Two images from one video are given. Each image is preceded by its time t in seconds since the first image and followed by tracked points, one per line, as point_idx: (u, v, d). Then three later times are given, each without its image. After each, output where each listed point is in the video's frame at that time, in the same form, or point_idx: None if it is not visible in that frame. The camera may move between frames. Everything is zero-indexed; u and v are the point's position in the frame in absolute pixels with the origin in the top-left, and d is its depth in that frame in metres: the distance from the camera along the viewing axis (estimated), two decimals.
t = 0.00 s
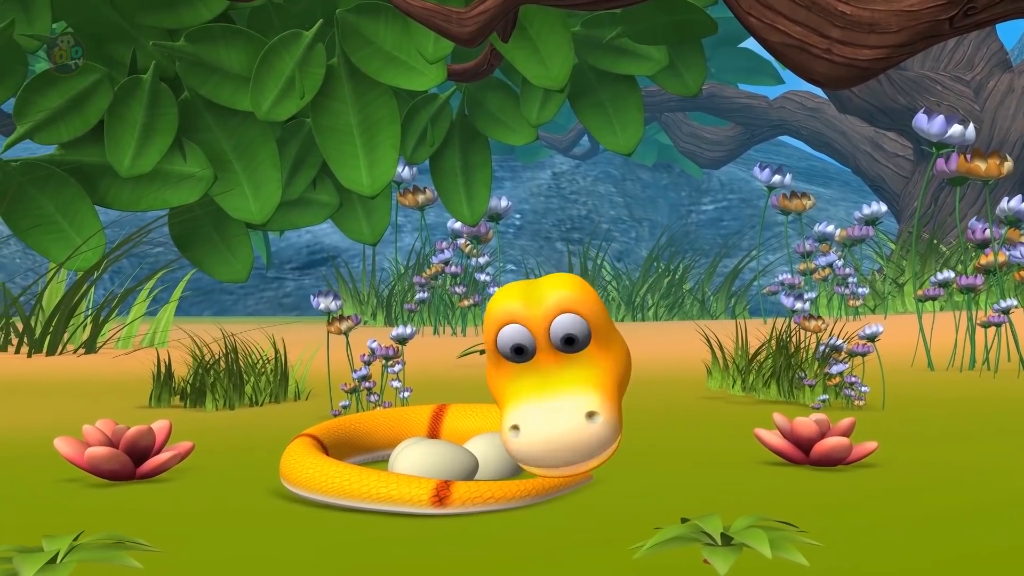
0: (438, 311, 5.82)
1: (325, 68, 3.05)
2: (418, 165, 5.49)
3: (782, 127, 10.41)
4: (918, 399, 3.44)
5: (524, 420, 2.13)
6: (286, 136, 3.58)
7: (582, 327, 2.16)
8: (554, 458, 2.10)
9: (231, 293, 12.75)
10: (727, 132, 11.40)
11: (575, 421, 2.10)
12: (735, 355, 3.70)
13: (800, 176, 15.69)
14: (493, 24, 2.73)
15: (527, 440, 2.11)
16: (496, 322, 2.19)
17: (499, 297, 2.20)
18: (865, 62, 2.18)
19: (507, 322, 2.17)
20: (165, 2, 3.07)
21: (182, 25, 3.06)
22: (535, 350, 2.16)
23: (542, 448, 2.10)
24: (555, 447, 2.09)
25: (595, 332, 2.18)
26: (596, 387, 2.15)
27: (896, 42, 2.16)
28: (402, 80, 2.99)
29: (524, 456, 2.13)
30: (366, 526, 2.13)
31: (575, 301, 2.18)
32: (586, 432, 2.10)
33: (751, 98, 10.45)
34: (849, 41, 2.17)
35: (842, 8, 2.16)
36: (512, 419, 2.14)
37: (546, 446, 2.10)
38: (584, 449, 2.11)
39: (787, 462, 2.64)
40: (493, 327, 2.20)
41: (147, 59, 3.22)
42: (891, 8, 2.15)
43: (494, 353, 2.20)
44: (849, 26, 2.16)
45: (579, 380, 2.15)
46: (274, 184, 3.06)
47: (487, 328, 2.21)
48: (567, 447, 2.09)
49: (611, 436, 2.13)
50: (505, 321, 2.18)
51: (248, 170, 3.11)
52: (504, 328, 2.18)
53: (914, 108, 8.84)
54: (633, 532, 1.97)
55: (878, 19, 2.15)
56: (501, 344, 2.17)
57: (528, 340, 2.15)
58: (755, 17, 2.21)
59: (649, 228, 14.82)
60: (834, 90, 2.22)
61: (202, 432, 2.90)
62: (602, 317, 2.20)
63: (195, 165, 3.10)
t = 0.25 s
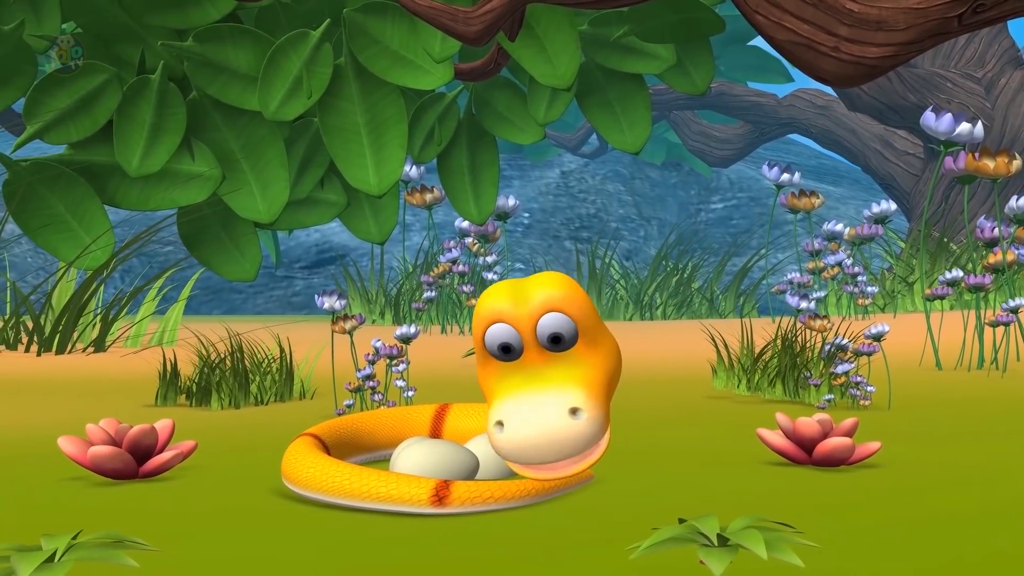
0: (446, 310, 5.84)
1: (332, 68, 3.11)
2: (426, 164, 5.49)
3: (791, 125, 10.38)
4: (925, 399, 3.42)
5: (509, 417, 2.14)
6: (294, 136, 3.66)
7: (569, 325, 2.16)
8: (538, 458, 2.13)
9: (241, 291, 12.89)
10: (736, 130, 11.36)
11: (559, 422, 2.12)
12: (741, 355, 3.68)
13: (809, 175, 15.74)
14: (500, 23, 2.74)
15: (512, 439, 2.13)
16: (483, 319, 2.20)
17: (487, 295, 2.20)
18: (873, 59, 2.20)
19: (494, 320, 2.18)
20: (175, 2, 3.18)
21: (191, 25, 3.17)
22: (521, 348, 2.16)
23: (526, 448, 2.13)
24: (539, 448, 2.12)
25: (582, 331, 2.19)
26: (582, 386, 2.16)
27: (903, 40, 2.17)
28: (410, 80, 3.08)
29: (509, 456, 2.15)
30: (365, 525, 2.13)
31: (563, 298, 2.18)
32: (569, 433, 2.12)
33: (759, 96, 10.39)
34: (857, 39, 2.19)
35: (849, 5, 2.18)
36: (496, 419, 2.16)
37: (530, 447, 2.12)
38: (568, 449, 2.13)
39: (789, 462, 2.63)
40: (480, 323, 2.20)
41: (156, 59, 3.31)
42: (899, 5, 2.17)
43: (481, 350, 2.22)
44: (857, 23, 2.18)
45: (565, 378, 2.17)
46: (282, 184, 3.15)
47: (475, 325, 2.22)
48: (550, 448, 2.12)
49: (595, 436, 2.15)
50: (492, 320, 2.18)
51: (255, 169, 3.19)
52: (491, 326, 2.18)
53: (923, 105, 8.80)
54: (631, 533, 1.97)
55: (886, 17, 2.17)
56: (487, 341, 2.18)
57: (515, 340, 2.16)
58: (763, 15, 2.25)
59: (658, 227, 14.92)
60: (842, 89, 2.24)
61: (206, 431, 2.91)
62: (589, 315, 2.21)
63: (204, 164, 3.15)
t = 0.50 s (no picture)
0: (454, 309, 5.86)
1: (340, 68, 3.17)
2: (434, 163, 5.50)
3: (801, 123, 10.35)
4: (930, 398, 3.40)
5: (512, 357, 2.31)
6: (302, 134, 3.70)
7: (577, 285, 2.40)
8: (531, 393, 2.26)
9: (251, 290, 13.06)
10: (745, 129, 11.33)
11: (557, 362, 2.29)
12: (747, 353, 3.68)
13: (819, 173, 15.74)
14: (506, 21, 2.75)
15: (510, 374, 2.29)
16: (496, 277, 2.44)
17: (500, 256, 2.46)
18: (880, 57, 2.20)
19: (505, 276, 2.42)
20: (182, 2, 3.20)
21: (199, 25, 3.20)
22: (529, 301, 2.38)
23: (523, 381, 2.27)
24: (536, 381, 2.26)
25: (587, 296, 2.42)
26: (581, 340, 2.37)
27: (912, 38, 2.17)
28: (417, 79, 3.12)
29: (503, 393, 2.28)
30: (364, 524, 2.14)
31: (571, 262, 2.43)
32: (566, 373, 2.28)
33: (769, 94, 10.32)
34: (864, 37, 2.20)
35: (856, 3, 2.18)
36: (498, 358, 2.33)
37: (527, 380, 2.27)
38: (562, 388, 2.27)
39: (792, 462, 2.62)
40: (491, 280, 2.44)
41: (164, 59, 3.41)
42: (907, 2, 2.16)
43: (489, 306, 2.43)
44: (864, 21, 2.19)
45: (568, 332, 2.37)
46: (289, 184, 3.17)
47: (487, 284, 2.45)
48: (546, 382, 2.27)
49: (589, 382, 2.31)
50: (504, 275, 2.42)
51: (263, 168, 3.22)
52: (502, 281, 2.42)
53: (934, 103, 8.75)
54: (630, 534, 1.96)
55: (893, 15, 2.17)
56: (498, 293, 2.40)
57: (523, 291, 2.39)
58: (769, 13, 2.26)
59: (666, 225, 15.01)
60: (850, 87, 2.25)
61: (211, 430, 2.93)
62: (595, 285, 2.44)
63: (212, 163, 3.17)
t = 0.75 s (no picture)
0: (462, 307, 5.88)
1: (348, 68, 3.28)
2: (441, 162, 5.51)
3: (811, 121, 10.31)
4: (936, 398, 3.39)
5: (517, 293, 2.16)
6: (309, 134, 3.82)
7: (586, 251, 2.31)
8: (536, 321, 2.10)
9: (260, 289, 13.19)
10: (754, 127, 11.31)
11: (563, 295, 2.14)
12: (752, 352, 3.67)
13: (829, 171, 15.70)
14: (512, 20, 2.75)
15: (513, 306, 2.13)
16: (503, 243, 2.34)
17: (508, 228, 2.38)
18: (888, 55, 2.22)
19: (514, 238, 2.32)
20: (191, 3, 3.28)
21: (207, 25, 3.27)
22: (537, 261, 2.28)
23: (527, 310, 2.11)
24: (540, 310, 2.10)
25: (594, 266, 2.32)
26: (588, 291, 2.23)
27: (920, 35, 2.19)
28: (426, 78, 3.20)
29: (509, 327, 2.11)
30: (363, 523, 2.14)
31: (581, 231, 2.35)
32: (573, 307, 2.13)
33: (778, 92, 10.27)
34: (872, 34, 2.22)
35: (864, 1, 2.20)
36: (501, 295, 2.18)
37: (532, 309, 2.11)
38: (568, 322, 2.11)
39: (794, 462, 2.61)
40: (500, 244, 2.34)
41: (172, 59, 3.50)
42: None
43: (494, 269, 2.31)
44: (872, 19, 2.20)
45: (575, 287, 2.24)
46: (297, 183, 3.31)
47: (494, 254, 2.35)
48: (551, 311, 2.11)
49: (596, 323, 2.15)
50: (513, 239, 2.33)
51: (271, 167, 3.35)
52: (510, 243, 2.32)
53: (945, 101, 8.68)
54: (627, 534, 1.96)
55: (902, 12, 2.19)
56: (506, 254, 2.31)
57: (532, 251, 2.29)
58: (776, 11, 2.26)
59: (675, 224, 15.04)
60: (859, 84, 2.28)
61: (215, 429, 2.94)
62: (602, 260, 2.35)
63: (220, 163, 3.32)
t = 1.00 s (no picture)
0: (470, 306, 5.89)
1: (355, 67, 3.31)
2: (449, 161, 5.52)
3: (820, 119, 10.27)
4: (941, 398, 3.37)
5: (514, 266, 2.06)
6: (317, 133, 3.85)
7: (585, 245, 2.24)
8: (535, 289, 1.98)
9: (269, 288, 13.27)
10: (764, 125, 11.28)
11: (562, 267, 2.03)
12: (758, 352, 3.66)
13: (839, 170, 15.65)
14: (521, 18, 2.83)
15: (510, 278, 2.01)
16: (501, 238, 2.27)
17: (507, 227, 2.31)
18: (896, 52, 2.33)
19: (513, 231, 2.24)
20: (199, 2, 3.29)
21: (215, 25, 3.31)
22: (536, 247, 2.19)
23: (524, 278, 1.99)
24: (538, 280, 1.99)
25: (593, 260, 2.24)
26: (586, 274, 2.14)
27: (926, 33, 2.32)
28: (432, 78, 3.22)
29: (506, 295, 2.00)
30: (363, 522, 2.15)
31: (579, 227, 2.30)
32: (572, 279, 2.02)
33: (787, 90, 10.26)
34: (880, 32, 2.33)
35: None
36: (498, 269, 2.07)
37: (529, 278, 1.99)
38: (568, 294, 2.00)
39: (797, 462, 2.60)
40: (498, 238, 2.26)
41: (180, 58, 3.53)
42: None
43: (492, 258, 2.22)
44: (880, 17, 2.32)
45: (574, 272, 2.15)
46: (304, 182, 3.31)
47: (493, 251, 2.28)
48: (550, 282, 1.99)
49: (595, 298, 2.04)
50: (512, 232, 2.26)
51: (279, 167, 3.37)
52: (509, 235, 2.24)
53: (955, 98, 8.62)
54: (625, 535, 1.96)
55: (909, 10, 2.32)
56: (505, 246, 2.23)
57: (531, 241, 2.22)
58: (786, 9, 2.38)
59: (684, 222, 15.03)
60: (867, 82, 2.38)
61: (219, 428, 2.95)
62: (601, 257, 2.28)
63: (228, 162, 3.33)
